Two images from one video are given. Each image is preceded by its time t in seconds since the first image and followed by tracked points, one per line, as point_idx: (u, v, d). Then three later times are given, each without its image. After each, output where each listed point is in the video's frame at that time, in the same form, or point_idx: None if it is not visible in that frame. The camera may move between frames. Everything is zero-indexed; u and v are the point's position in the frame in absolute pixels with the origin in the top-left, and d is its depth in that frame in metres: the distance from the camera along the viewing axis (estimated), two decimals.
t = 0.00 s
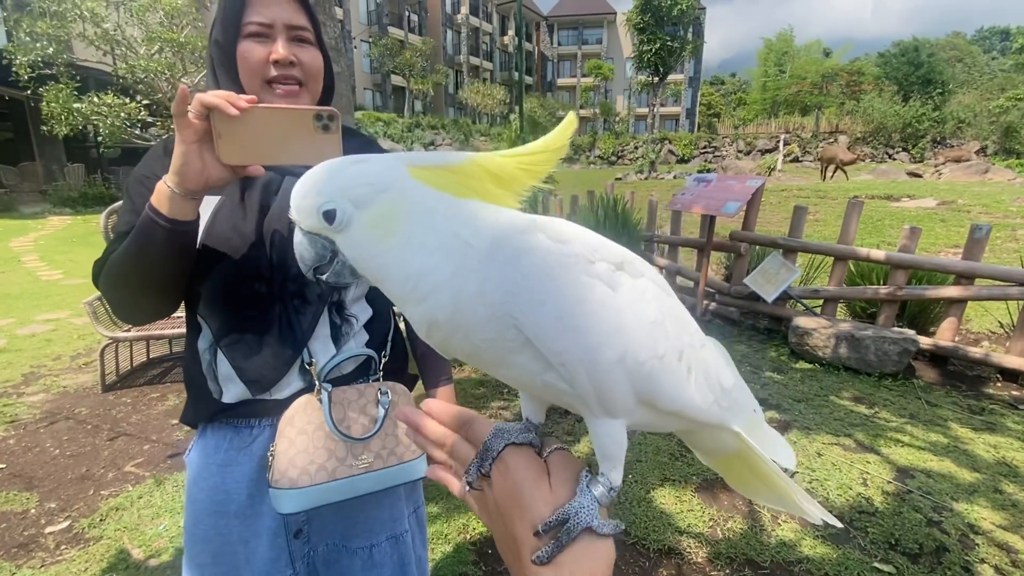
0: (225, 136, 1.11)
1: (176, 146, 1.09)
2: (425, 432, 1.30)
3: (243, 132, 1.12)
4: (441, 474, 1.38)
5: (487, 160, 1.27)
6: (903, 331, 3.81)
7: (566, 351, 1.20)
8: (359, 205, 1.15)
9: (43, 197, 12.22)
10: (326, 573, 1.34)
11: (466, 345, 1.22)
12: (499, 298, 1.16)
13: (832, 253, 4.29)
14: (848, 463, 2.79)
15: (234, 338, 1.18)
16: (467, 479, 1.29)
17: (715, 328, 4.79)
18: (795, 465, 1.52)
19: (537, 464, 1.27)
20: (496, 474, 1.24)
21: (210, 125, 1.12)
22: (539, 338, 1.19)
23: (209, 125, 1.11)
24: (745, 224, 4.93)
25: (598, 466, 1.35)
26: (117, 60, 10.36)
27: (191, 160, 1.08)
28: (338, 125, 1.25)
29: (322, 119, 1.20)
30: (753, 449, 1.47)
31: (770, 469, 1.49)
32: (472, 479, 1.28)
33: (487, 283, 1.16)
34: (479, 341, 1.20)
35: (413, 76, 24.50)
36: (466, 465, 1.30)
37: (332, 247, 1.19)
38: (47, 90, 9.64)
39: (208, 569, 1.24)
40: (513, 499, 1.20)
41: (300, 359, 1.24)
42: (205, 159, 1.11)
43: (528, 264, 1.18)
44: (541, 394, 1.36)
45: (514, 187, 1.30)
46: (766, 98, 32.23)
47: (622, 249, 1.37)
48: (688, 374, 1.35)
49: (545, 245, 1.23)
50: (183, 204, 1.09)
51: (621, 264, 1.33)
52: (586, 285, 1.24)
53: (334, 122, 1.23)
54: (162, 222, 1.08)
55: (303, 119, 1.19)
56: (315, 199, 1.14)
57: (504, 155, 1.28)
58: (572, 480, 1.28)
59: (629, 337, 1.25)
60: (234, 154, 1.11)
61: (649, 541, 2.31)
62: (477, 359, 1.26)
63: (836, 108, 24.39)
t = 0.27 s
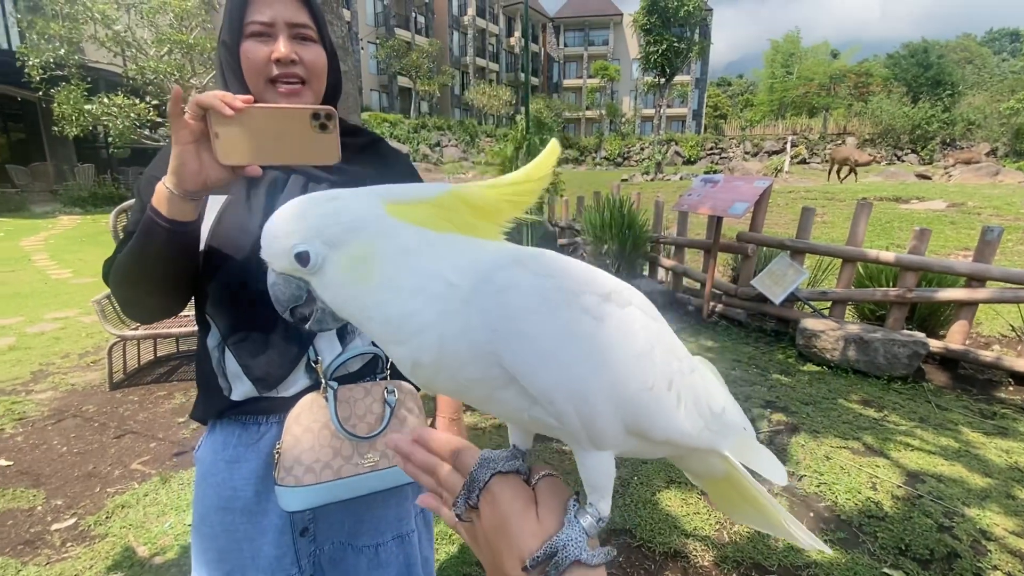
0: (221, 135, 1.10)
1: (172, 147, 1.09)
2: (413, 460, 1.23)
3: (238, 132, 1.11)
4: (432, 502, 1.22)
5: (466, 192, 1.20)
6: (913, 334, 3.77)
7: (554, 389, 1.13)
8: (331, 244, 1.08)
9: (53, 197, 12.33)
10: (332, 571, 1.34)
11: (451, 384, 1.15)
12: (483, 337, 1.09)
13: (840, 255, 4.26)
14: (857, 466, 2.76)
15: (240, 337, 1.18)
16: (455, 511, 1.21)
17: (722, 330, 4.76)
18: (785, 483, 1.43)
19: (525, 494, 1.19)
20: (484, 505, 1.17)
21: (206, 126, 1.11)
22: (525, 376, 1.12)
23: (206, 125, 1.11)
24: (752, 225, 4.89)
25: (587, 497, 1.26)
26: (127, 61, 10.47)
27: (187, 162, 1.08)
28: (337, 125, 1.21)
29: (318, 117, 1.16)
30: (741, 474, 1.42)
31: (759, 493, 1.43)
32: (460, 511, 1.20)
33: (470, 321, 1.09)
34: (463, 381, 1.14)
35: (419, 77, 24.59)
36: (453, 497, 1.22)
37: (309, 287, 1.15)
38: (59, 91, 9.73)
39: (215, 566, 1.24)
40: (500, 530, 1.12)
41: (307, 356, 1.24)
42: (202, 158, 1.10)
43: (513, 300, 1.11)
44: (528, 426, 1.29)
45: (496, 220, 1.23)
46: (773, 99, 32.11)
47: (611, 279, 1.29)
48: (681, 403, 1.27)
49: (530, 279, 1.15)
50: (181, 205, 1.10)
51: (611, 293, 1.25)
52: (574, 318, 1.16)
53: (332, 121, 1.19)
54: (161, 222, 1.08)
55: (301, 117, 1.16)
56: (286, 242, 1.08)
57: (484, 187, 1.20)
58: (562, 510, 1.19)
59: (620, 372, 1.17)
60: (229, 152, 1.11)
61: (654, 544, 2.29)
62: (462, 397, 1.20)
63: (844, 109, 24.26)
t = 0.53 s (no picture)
0: (224, 141, 1.12)
1: (175, 152, 1.11)
2: (405, 461, 1.18)
3: (240, 140, 1.13)
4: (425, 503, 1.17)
5: (456, 193, 1.13)
6: (927, 335, 3.72)
7: (554, 397, 1.08)
8: (318, 255, 1.05)
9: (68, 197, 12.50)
10: (339, 566, 1.35)
11: (447, 392, 1.10)
12: (482, 343, 1.04)
13: (853, 255, 4.21)
14: (868, 469, 2.73)
15: (251, 332, 1.19)
16: (445, 513, 1.16)
17: (731, 330, 4.73)
18: (777, 483, 1.41)
19: (515, 495, 1.15)
20: (476, 507, 1.13)
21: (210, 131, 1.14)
22: (524, 385, 1.07)
23: (210, 131, 1.14)
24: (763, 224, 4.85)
25: (581, 500, 1.21)
26: (142, 63, 10.61)
27: (189, 167, 1.11)
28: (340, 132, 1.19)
29: (319, 126, 1.15)
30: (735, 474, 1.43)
31: (749, 492, 1.45)
32: (451, 513, 1.15)
33: (468, 327, 1.04)
34: (461, 390, 1.09)
35: (428, 78, 24.66)
36: (443, 497, 1.18)
37: (298, 301, 1.13)
38: (75, 93, 9.86)
39: (223, 557, 1.25)
40: (491, 534, 1.09)
41: (316, 354, 1.25)
42: (206, 164, 1.13)
43: (512, 305, 1.05)
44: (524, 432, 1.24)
45: (489, 220, 1.16)
46: (785, 98, 31.85)
47: (608, 281, 1.26)
48: (678, 405, 1.25)
49: (528, 283, 1.11)
50: (186, 209, 1.14)
51: (607, 295, 1.21)
52: (573, 322, 1.12)
53: (334, 129, 1.17)
54: (167, 225, 1.13)
55: (301, 123, 1.15)
56: (272, 256, 1.06)
57: (473, 187, 1.13)
58: (554, 510, 1.16)
59: (619, 377, 1.14)
60: (228, 160, 1.13)
61: (663, 544, 2.28)
62: (458, 405, 1.15)
63: (857, 109, 24.00)
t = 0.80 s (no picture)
0: (241, 143, 1.15)
1: (195, 154, 1.15)
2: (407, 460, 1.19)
3: (257, 141, 1.16)
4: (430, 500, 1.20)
5: (453, 185, 1.14)
6: (941, 336, 3.67)
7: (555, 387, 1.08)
8: (318, 250, 1.05)
9: (85, 197, 12.71)
10: (349, 560, 1.36)
11: (450, 385, 1.10)
12: (484, 333, 1.04)
13: (866, 255, 4.17)
14: (881, 470, 2.71)
15: (266, 327, 1.21)
16: (446, 509, 1.17)
17: (742, 330, 4.70)
18: (768, 469, 1.43)
19: (513, 488, 1.16)
20: (475, 502, 1.14)
21: (228, 133, 1.16)
22: (524, 375, 1.07)
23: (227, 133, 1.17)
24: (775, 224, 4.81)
25: (580, 488, 1.22)
26: (157, 65, 10.77)
27: (208, 169, 1.14)
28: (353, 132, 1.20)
29: (332, 126, 1.17)
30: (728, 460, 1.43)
31: (743, 477, 1.46)
32: (452, 509, 1.16)
33: (468, 318, 1.04)
34: (463, 380, 1.09)
35: (439, 78, 24.77)
36: (444, 493, 1.18)
37: (298, 300, 1.14)
38: (92, 94, 10.02)
39: (236, 545, 1.28)
40: (492, 527, 1.10)
41: (329, 350, 1.27)
42: (224, 165, 1.16)
43: (513, 295, 1.05)
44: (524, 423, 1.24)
45: (486, 211, 1.15)
46: (797, 97, 31.54)
47: (603, 269, 1.25)
48: (673, 391, 1.26)
49: (527, 272, 1.10)
50: (205, 209, 1.18)
51: (603, 284, 1.21)
52: (571, 311, 1.12)
53: (347, 129, 1.19)
54: (187, 223, 1.17)
55: (316, 125, 1.17)
56: (273, 255, 1.06)
57: (469, 178, 1.14)
58: (552, 501, 1.17)
59: (617, 364, 1.15)
60: (245, 159, 1.15)
61: (672, 543, 2.28)
62: (458, 398, 1.15)
63: (871, 107, 23.70)
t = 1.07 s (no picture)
0: (254, 142, 1.19)
1: (211, 153, 1.20)
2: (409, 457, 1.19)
3: (269, 138, 1.20)
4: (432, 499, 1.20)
5: (452, 181, 1.11)
6: (958, 338, 3.62)
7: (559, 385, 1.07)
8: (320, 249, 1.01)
9: (104, 198, 12.95)
10: (363, 553, 1.39)
11: (452, 381, 1.07)
12: (488, 331, 1.03)
13: (881, 256, 4.12)
14: (895, 472, 2.68)
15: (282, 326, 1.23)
16: (446, 506, 1.16)
17: (754, 332, 4.67)
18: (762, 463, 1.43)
19: (509, 482, 1.15)
20: (473, 497, 1.13)
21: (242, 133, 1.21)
22: (527, 373, 1.06)
23: (241, 133, 1.21)
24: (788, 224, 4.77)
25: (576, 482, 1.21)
26: (174, 68, 10.95)
27: (224, 167, 1.19)
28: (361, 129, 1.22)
29: (341, 123, 1.19)
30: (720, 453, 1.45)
31: (736, 471, 1.46)
32: (451, 505, 1.15)
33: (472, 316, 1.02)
34: (465, 377, 1.07)
35: (450, 79, 24.86)
36: (442, 491, 1.17)
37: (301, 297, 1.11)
38: (111, 97, 10.20)
39: (254, 538, 1.31)
40: (490, 522, 1.09)
41: (343, 347, 1.29)
42: (238, 165, 1.21)
43: (517, 293, 1.04)
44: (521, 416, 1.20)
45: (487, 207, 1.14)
46: (811, 97, 31.19)
47: (599, 264, 1.24)
48: (668, 383, 1.28)
49: (528, 268, 1.09)
50: (221, 207, 1.21)
51: (600, 279, 1.21)
52: (571, 308, 1.12)
53: (355, 126, 1.20)
54: (205, 220, 1.21)
55: (326, 123, 1.19)
56: (272, 254, 1.02)
57: (469, 176, 1.12)
58: (547, 495, 1.16)
59: (614, 360, 1.15)
60: (259, 158, 1.20)
61: (682, 544, 2.28)
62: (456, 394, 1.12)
63: (887, 106, 23.37)
